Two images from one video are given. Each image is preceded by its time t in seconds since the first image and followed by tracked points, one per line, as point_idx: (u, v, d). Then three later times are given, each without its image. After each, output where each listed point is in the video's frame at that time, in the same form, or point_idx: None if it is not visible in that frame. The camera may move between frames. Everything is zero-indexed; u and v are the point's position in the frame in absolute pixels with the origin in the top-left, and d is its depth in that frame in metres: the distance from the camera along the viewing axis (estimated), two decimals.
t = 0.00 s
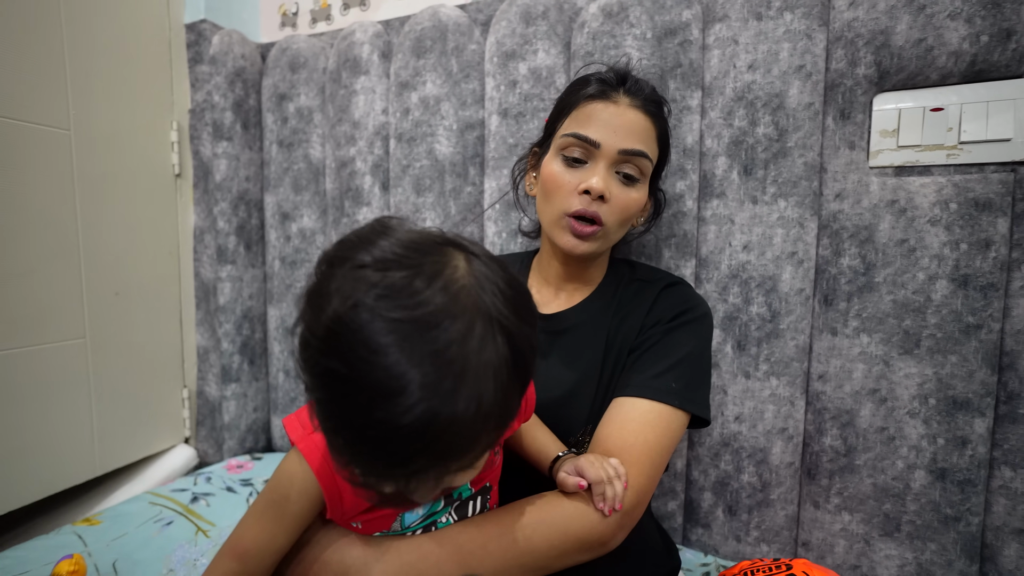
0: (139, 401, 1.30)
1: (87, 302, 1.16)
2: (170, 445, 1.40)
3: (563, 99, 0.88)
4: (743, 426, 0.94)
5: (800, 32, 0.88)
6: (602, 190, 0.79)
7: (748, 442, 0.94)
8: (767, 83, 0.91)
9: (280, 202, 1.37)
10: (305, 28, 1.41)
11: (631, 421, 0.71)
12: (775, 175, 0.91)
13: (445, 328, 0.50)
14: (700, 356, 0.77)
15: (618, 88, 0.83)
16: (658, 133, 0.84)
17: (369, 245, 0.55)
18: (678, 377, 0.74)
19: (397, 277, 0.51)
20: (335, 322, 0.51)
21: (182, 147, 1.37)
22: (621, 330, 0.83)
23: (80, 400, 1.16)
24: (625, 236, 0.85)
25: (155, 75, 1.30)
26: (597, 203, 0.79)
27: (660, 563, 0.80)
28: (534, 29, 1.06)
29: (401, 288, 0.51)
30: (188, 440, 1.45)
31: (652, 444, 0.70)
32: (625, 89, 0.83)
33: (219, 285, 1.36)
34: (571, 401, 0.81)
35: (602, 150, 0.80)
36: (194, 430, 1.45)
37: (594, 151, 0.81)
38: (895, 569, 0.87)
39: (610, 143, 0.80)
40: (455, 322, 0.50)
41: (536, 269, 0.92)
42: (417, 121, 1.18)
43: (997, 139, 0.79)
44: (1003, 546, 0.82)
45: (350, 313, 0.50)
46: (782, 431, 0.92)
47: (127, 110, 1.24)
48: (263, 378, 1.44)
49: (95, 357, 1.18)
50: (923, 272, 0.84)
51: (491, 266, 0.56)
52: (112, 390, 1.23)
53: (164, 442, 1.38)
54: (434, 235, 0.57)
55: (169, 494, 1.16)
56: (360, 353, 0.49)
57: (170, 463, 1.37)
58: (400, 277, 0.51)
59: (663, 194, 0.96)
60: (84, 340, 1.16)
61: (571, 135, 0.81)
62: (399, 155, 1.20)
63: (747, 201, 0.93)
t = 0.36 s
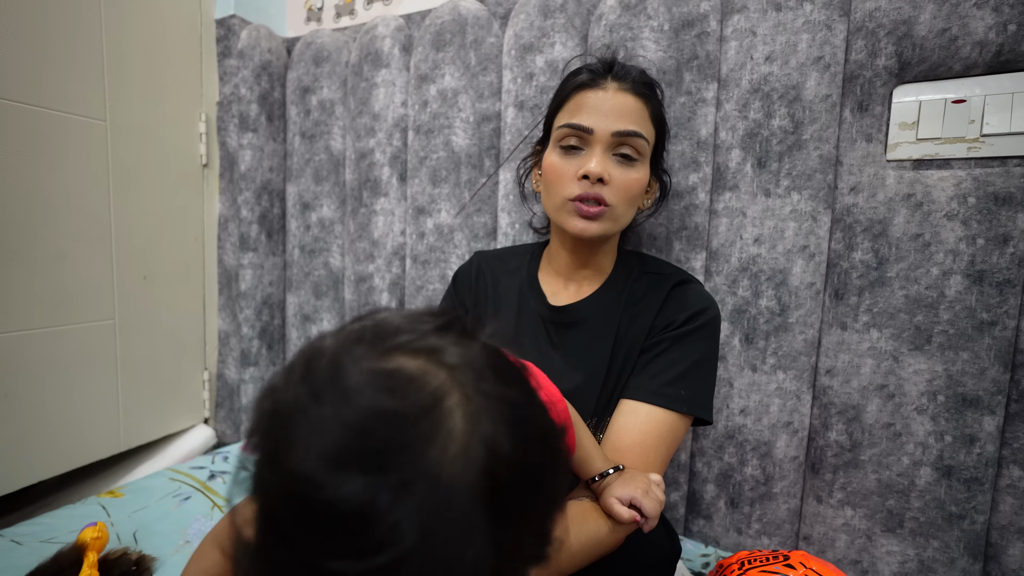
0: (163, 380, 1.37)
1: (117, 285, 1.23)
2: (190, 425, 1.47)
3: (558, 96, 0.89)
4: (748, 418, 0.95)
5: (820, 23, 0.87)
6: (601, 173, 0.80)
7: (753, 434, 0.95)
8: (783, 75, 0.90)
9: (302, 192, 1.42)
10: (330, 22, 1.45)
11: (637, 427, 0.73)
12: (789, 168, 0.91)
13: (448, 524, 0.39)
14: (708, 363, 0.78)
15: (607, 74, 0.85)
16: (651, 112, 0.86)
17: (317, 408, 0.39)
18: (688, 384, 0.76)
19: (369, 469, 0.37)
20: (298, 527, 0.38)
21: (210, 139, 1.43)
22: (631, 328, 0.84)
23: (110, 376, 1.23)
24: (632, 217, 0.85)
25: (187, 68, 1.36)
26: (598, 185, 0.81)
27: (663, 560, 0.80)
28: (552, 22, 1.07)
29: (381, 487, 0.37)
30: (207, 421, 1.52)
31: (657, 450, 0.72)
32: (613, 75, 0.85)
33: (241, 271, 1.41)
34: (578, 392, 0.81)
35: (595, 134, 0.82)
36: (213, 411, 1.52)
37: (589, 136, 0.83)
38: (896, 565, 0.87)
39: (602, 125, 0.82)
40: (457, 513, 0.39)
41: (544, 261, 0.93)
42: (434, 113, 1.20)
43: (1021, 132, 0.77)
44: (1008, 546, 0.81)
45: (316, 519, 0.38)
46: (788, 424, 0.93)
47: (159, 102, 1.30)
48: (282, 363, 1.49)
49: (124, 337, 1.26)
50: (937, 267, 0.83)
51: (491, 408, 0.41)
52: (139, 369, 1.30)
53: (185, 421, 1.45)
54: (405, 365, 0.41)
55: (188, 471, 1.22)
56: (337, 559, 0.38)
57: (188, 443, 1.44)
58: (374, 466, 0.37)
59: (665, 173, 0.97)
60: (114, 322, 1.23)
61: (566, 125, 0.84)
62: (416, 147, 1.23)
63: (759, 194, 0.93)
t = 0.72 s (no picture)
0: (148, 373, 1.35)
1: (100, 276, 1.21)
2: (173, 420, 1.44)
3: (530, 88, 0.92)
4: (735, 414, 0.95)
5: (807, 20, 0.88)
6: (571, 145, 0.82)
7: (739, 430, 0.95)
8: (771, 71, 0.90)
9: (289, 184, 1.40)
10: (319, 12, 1.44)
11: (636, 425, 0.74)
12: (776, 164, 0.91)
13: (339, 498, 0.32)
14: (694, 349, 0.80)
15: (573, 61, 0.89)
16: (620, 92, 0.88)
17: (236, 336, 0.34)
18: (683, 372, 0.77)
19: (253, 414, 0.31)
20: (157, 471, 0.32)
21: (195, 128, 1.41)
22: (617, 317, 0.83)
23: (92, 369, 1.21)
24: (608, 192, 0.85)
25: (171, 56, 1.33)
26: (571, 160, 0.82)
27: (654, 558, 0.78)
28: (542, 15, 1.07)
29: (262, 440, 0.31)
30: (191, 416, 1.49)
31: (656, 445, 0.73)
32: (577, 62, 0.89)
33: (228, 264, 1.40)
34: (559, 382, 0.80)
35: (564, 111, 0.84)
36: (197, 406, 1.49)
37: (558, 114, 0.85)
38: (879, 559, 0.88)
39: (570, 102, 0.84)
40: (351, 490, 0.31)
41: (526, 254, 0.92)
42: (424, 106, 1.19)
43: (1003, 131, 0.78)
44: (988, 539, 0.82)
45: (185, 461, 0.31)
46: (773, 419, 0.93)
47: (142, 90, 1.27)
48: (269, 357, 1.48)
49: (107, 329, 1.24)
50: (920, 264, 0.83)
51: (433, 375, 0.35)
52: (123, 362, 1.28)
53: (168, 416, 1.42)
54: (343, 314, 0.35)
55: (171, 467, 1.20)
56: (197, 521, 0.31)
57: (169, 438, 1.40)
58: (261, 414, 0.31)
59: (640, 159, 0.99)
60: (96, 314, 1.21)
61: (538, 104, 0.86)
62: (405, 139, 1.22)
63: (746, 190, 0.93)
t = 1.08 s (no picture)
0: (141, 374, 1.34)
1: (93, 277, 1.20)
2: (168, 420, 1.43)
3: (519, 85, 0.91)
4: (732, 410, 0.95)
5: (804, 16, 0.88)
6: (568, 145, 0.81)
7: (736, 426, 0.95)
8: (768, 67, 0.90)
9: (284, 182, 1.39)
10: (313, 9, 1.42)
11: (667, 424, 0.76)
12: (773, 160, 0.91)
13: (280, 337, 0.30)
14: (706, 349, 0.80)
15: (560, 56, 0.88)
16: (609, 87, 0.87)
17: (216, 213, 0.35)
18: (702, 373, 0.78)
19: (205, 259, 0.31)
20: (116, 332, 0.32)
21: (188, 126, 1.39)
22: (624, 313, 0.82)
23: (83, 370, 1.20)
24: (606, 188, 0.85)
25: (162, 53, 1.32)
26: (568, 158, 0.81)
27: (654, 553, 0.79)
28: (538, 12, 1.06)
29: (212, 280, 0.31)
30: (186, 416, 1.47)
31: (688, 443, 0.76)
32: (565, 58, 0.88)
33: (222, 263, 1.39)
34: (561, 379, 0.80)
35: (557, 110, 0.83)
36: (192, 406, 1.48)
37: (551, 113, 0.84)
38: (877, 554, 0.88)
39: (562, 100, 0.83)
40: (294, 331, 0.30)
41: (526, 254, 0.92)
42: (419, 103, 1.18)
43: (998, 126, 0.79)
44: (984, 533, 0.83)
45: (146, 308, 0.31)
46: (771, 416, 0.93)
47: (133, 87, 1.26)
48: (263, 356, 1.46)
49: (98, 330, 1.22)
50: (917, 259, 0.84)
51: (395, 253, 0.36)
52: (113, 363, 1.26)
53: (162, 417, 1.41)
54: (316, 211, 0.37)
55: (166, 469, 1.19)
56: (147, 372, 0.31)
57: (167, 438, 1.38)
58: (211, 258, 0.31)
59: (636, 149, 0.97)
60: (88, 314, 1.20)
61: (528, 107, 0.85)
62: (400, 137, 1.21)
63: (744, 186, 0.93)
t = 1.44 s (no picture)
0: (136, 377, 1.32)
1: (87, 280, 1.18)
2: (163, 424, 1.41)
3: (512, 96, 0.89)
4: (732, 409, 0.95)
5: (800, 15, 0.88)
6: (568, 167, 0.80)
7: (736, 426, 0.95)
8: (765, 66, 0.90)
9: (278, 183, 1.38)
10: (307, 9, 1.41)
11: (681, 427, 0.77)
12: (770, 159, 0.91)
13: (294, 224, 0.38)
14: (715, 352, 0.81)
15: (553, 65, 0.86)
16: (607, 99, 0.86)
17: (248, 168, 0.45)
18: (713, 374, 0.78)
19: (232, 187, 0.40)
20: (168, 250, 0.40)
21: (181, 127, 1.38)
22: (630, 314, 0.82)
23: (74, 374, 1.18)
24: (607, 202, 0.85)
25: (154, 53, 1.30)
26: (569, 180, 0.80)
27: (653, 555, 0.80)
28: (534, 11, 1.06)
29: (239, 198, 0.39)
30: (182, 420, 1.46)
31: (706, 446, 0.76)
32: (559, 67, 0.85)
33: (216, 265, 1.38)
34: (568, 381, 0.80)
35: (554, 129, 0.82)
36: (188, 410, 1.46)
37: (548, 132, 0.83)
38: (876, 552, 0.88)
39: (560, 118, 0.82)
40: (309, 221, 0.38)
41: (523, 261, 0.91)
42: (415, 103, 1.18)
43: (994, 125, 0.79)
44: (983, 530, 0.83)
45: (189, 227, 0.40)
46: (770, 415, 0.93)
47: (125, 87, 1.24)
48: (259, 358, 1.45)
49: (91, 333, 1.21)
50: (914, 258, 0.84)
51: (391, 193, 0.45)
52: (107, 366, 1.25)
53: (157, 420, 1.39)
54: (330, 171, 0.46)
55: (162, 473, 1.17)
56: (191, 266, 0.38)
57: (162, 443, 1.38)
58: (246, 180, 0.41)
59: (636, 147, 0.97)
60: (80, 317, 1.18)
61: (524, 127, 0.84)
62: (397, 137, 1.20)
63: (741, 185, 0.93)
